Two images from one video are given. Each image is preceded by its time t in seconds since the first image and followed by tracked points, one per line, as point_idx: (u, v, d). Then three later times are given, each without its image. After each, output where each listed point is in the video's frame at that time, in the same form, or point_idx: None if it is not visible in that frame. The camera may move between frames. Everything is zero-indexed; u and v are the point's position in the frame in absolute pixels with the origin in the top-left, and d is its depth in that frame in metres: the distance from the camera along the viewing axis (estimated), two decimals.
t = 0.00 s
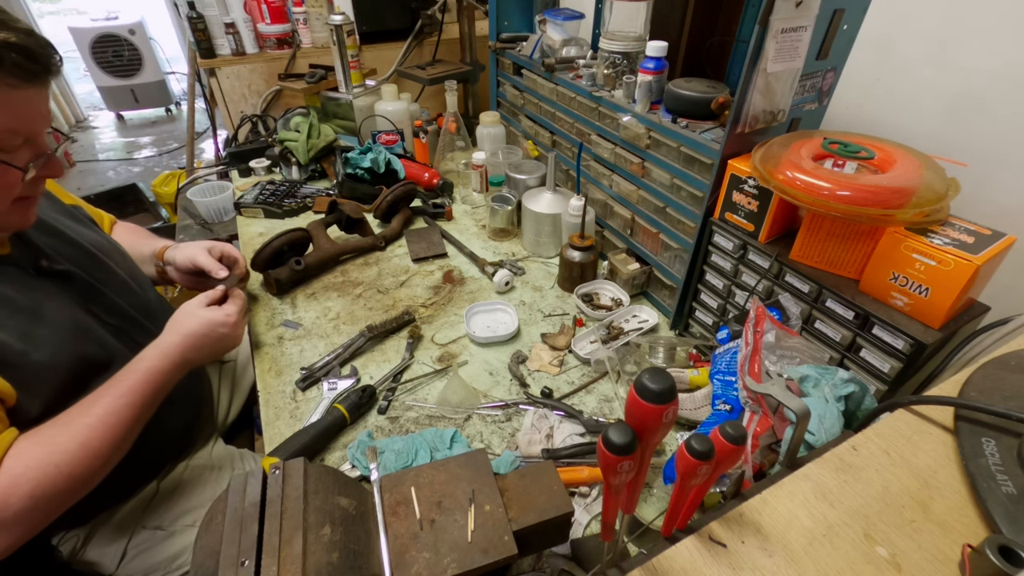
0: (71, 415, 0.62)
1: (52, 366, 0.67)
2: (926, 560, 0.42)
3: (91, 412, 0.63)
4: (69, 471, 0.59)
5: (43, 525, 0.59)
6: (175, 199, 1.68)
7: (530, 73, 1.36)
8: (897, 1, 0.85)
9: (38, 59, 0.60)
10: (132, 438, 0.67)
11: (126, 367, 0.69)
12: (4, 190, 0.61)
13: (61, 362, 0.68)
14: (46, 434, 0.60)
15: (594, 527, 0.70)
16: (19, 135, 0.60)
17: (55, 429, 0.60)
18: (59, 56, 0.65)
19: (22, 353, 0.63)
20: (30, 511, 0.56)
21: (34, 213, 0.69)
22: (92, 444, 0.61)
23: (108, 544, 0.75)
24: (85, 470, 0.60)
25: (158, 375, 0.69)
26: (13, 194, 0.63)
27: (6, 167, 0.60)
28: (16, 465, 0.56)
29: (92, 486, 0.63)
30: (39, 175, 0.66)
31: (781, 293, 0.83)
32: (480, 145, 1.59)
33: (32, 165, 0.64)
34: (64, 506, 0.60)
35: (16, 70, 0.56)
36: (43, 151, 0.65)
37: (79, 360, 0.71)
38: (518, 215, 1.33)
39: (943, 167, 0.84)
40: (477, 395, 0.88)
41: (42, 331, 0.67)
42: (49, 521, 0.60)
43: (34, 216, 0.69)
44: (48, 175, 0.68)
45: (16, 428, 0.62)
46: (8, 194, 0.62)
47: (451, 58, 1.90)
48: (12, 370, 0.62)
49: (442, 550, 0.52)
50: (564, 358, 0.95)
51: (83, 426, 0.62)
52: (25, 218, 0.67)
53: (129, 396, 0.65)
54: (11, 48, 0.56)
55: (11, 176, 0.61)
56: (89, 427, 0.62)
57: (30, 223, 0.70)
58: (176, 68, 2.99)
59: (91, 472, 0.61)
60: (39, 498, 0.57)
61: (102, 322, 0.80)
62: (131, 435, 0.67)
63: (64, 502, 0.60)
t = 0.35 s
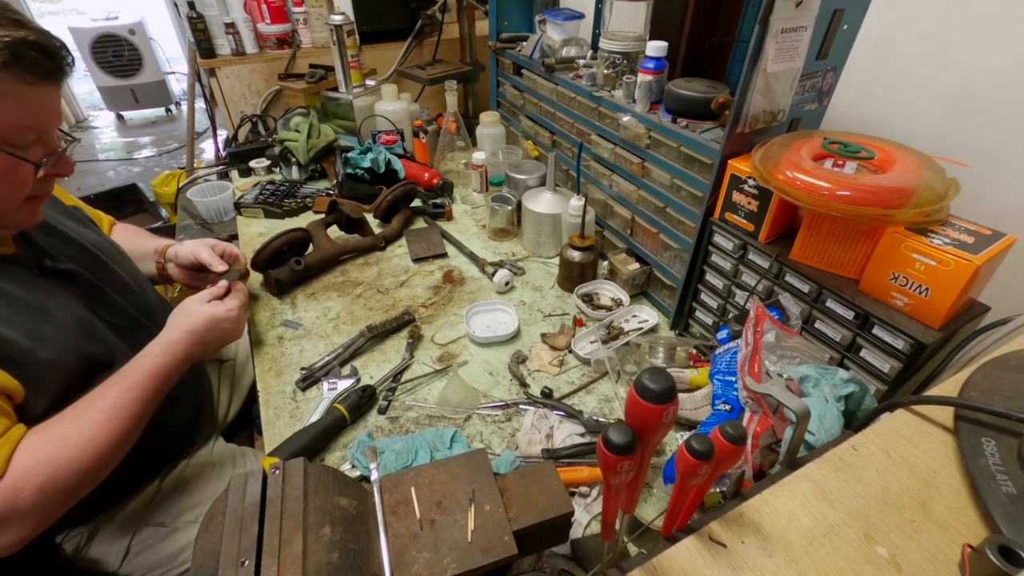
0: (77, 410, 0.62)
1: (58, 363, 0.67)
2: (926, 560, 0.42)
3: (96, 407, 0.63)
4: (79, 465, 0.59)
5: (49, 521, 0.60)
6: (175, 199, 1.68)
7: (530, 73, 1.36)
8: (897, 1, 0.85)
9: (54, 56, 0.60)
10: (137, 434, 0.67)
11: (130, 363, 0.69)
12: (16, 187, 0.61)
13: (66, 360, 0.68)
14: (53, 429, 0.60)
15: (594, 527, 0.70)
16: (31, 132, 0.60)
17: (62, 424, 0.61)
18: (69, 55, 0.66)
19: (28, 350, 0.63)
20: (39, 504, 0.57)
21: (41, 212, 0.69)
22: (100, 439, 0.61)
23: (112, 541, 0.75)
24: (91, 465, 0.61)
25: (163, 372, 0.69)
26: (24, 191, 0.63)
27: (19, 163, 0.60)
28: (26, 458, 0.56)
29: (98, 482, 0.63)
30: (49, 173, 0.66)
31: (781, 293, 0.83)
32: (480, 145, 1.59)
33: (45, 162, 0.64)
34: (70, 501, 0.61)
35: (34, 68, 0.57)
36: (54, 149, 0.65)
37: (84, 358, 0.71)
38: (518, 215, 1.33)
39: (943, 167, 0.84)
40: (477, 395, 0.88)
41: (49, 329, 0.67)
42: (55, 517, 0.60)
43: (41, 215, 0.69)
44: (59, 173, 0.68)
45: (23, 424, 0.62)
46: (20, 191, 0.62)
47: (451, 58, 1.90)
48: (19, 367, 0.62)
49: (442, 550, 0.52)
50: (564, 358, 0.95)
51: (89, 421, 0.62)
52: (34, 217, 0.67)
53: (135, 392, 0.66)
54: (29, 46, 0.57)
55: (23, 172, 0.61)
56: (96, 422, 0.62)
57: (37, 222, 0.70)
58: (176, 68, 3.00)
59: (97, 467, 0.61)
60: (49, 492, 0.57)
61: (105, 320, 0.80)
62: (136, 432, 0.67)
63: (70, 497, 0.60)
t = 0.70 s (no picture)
0: (87, 409, 0.63)
1: (63, 362, 0.67)
2: (926, 560, 0.42)
3: (103, 405, 0.63)
4: (86, 463, 0.59)
5: (60, 518, 0.60)
6: (175, 199, 1.68)
7: (530, 73, 1.36)
8: (897, 1, 0.85)
9: (54, 54, 0.60)
10: (145, 432, 0.67)
11: (136, 361, 0.69)
12: (17, 185, 0.61)
13: (70, 359, 0.68)
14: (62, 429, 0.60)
15: (594, 527, 0.70)
16: (32, 129, 0.60)
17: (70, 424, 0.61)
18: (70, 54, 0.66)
19: (33, 350, 0.63)
20: (48, 502, 0.57)
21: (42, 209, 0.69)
22: (108, 436, 0.62)
23: (118, 538, 0.75)
24: (101, 463, 0.61)
25: (167, 371, 0.69)
26: (25, 188, 0.63)
27: (20, 161, 0.60)
28: (36, 457, 0.56)
29: (107, 480, 0.63)
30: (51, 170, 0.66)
31: (781, 293, 0.83)
32: (480, 145, 1.59)
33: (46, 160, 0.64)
34: (80, 499, 0.61)
35: (36, 66, 0.57)
36: (54, 146, 0.65)
37: (87, 357, 0.71)
38: (518, 215, 1.33)
39: (943, 167, 0.84)
40: (477, 395, 0.88)
41: (52, 328, 0.67)
42: (65, 514, 0.60)
43: (41, 213, 0.69)
44: (60, 170, 0.67)
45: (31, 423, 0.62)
46: (21, 188, 0.62)
47: (451, 58, 1.90)
48: (24, 366, 0.62)
49: (442, 550, 0.52)
50: (564, 358, 0.95)
51: (97, 419, 0.62)
52: (35, 214, 0.67)
53: (141, 391, 0.66)
54: (31, 43, 0.57)
55: (24, 170, 0.61)
56: (102, 420, 0.62)
57: (38, 219, 0.70)
58: (175, 68, 3.00)
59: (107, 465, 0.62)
60: (58, 489, 0.57)
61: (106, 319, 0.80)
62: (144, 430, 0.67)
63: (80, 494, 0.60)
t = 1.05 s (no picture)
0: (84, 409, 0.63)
1: (62, 364, 0.67)
2: (926, 560, 0.42)
3: (100, 406, 0.63)
4: (85, 464, 0.60)
5: (60, 517, 0.60)
6: (175, 199, 1.68)
7: (530, 73, 1.36)
8: (897, 1, 0.85)
9: (54, 57, 0.60)
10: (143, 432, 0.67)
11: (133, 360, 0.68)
12: (15, 188, 0.61)
13: (70, 359, 0.68)
14: (63, 430, 0.60)
15: (594, 527, 0.70)
16: (31, 133, 0.60)
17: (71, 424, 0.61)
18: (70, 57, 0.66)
19: (33, 351, 0.63)
20: (47, 506, 0.57)
21: (39, 210, 0.69)
22: (106, 437, 0.62)
23: (116, 538, 0.75)
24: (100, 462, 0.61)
25: (165, 372, 0.69)
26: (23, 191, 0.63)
27: (18, 164, 0.60)
28: (33, 460, 0.56)
29: (106, 478, 0.63)
30: (49, 173, 0.66)
31: (781, 293, 0.83)
32: (480, 145, 1.59)
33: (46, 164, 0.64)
34: (80, 498, 0.61)
35: (36, 70, 0.57)
36: (53, 149, 0.65)
37: (87, 358, 0.71)
38: (518, 215, 1.33)
39: (943, 167, 0.84)
40: (477, 395, 0.88)
41: (52, 329, 0.68)
42: (66, 513, 0.60)
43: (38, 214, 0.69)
44: (57, 173, 0.68)
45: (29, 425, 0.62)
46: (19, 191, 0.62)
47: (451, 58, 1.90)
48: (25, 367, 0.63)
49: (442, 550, 0.52)
50: (564, 358, 0.95)
51: (95, 419, 0.62)
52: (31, 215, 0.67)
53: (140, 392, 0.66)
54: (30, 47, 0.57)
55: (22, 173, 0.61)
56: (99, 422, 0.62)
57: (36, 221, 0.70)
58: (175, 68, 2.99)
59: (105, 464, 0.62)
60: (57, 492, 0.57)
61: (106, 320, 0.80)
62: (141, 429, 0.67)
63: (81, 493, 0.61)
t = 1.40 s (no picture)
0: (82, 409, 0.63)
1: (61, 364, 0.67)
2: (926, 560, 0.42)
3: (98, 406, 0.63)
4: (83, 465, 0.60)
5: (59, 518, 0.60)
6: (175, 199, 1.68)
7: (530, 73, 1.36)
8: (898, 1, 0.85)
9: (48, 59, 0.60)
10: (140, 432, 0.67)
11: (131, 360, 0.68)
12: (10, 190, 0.61)
13: (69, 360, 0.69)
14: (61, 430, 0.60)
15: (594, 527, 0.70)
16: (26, 134, 0.60)
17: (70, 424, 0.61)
18: (66, 57, 0.65)
19: (31, 352, 0.64)
20: (45, 507, 0.57)
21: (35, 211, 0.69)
22: (103, 437, 0.62)
23: (116, 538, 0.75)
24: (97, 462, 0.61)
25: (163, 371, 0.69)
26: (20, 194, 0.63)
27: (14, 167, 0.60)
28: (31, 461, 0.56)
29: (105, 478, 0.63)
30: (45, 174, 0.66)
31: (781, 293, 0.83)
32: (480, 145, 1.59)
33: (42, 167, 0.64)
34: (79, 498, 0.61)
35: (32, 70, 0.57)
36: (49, 152, 0.65)
37: (86, 359, 0.71)
38: (518, 215, 1.33)
39: (942, 167, 0.84)
40: (477, 395, 0.88)
41: (51, 330, 0.68)
42: (64, 514, 0.60)
43: (36, 216, 0.69)
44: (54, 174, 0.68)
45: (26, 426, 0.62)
46: (16, 193, 0.62)
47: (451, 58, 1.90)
48: (24, 368, 0.63)
49: (442, 550, 0.52)
50: (564, 358, 0.95)
51: (92, 419, 0.62)
52: (28, 217, 0.67)
53: (138, 393, 0.66)
54: (24, 49, 0.57)
55: (18, 175, 0.61)
56: (96, 422, 0.62)
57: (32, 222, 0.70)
58: (175, 68, 2.99)
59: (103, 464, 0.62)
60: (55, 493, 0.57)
61: (105, 320, 0.80)
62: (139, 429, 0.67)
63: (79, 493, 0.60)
